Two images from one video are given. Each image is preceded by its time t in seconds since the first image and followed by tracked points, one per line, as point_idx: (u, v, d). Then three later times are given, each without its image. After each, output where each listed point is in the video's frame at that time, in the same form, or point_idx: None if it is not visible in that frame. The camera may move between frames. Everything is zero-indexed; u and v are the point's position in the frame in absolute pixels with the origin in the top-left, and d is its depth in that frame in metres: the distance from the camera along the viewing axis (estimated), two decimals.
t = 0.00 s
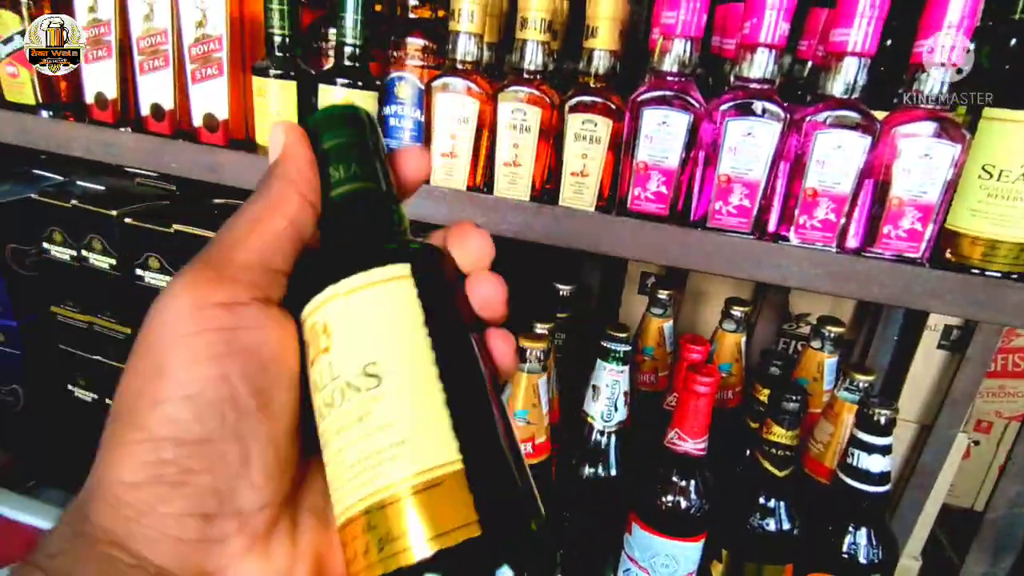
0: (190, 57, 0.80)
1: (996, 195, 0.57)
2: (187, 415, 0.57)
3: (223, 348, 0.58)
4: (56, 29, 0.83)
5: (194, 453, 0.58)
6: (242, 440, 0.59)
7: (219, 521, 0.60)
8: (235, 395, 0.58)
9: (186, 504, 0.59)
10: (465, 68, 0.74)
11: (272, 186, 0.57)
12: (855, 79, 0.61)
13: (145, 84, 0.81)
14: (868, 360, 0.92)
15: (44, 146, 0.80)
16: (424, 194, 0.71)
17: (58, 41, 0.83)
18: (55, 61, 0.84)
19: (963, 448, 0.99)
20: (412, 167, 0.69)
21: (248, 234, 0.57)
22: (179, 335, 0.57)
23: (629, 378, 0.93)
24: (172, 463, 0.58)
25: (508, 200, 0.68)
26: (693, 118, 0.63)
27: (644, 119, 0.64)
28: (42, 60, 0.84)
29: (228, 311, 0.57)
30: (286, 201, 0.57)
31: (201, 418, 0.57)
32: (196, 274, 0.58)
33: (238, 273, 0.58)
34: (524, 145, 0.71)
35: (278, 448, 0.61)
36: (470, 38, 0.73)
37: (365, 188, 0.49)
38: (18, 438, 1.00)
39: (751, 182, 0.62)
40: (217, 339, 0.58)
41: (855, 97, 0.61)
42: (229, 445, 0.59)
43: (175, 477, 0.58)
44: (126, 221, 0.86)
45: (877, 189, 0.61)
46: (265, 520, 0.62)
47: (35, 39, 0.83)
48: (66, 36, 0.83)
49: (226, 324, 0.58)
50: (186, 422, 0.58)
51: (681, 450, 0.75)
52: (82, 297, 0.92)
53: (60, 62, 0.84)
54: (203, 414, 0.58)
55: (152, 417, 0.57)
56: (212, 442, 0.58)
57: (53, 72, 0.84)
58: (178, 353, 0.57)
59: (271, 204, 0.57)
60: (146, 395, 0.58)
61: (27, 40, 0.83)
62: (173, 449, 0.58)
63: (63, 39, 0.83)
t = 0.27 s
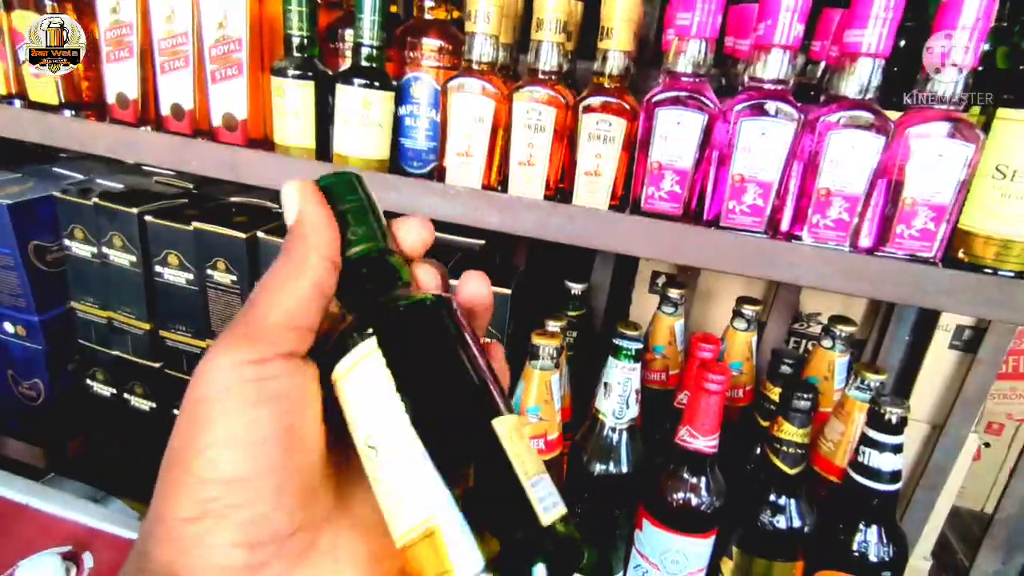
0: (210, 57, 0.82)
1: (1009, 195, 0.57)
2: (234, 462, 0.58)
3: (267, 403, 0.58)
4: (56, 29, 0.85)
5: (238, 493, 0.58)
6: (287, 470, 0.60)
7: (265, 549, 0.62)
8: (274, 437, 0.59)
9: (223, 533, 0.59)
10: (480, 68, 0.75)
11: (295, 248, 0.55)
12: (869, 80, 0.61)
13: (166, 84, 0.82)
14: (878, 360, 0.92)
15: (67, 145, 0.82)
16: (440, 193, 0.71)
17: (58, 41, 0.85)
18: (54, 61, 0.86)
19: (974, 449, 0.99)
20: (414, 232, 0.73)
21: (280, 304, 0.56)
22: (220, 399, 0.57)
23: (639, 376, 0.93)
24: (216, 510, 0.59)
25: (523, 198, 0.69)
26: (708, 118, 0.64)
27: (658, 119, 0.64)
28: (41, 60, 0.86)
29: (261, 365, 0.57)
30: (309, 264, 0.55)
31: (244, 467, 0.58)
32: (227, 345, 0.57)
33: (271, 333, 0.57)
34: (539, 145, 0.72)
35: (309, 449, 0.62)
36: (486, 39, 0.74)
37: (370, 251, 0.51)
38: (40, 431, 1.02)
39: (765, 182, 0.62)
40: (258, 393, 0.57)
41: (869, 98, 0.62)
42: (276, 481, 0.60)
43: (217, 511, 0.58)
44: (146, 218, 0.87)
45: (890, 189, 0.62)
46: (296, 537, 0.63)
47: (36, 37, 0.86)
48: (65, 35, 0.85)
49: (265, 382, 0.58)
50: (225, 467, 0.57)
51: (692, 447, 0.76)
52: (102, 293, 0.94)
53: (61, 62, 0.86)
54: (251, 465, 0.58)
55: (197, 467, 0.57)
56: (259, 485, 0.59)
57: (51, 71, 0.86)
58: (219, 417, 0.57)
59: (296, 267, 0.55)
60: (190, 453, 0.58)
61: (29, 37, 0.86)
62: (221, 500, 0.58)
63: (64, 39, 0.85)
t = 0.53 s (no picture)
0: (215, 54, 0.82)
1: (1016, 194, 0.57)
2: (186, 468, 0.64)
3: (213, 419, 0.65)
4: (56, 29, 0.85)
5: (185, 505, 0.64)
6: (230, 481, 0.65)
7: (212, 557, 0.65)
8: (219, 451, 0.65)
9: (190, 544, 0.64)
10: (483, 66, 0.75)
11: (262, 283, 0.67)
12: (875, 78, 0.61)
13: (170, 81, 0.82)
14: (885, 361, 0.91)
15: (73, 142, 0.82)
16: (443, 191, 0.71)
17: (58, 41, 0.85)
18: (55, 61, 0.86)
19: (982, 452, 0.98)
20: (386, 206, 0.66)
21: (238, 328, 0.68)
22: (169, 413, 0.65)
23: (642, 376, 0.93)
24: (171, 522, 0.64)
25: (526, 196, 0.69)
26: (712, 116, 0.64)
27: (662, 117, 0.64)
28: (41, 60, 0.86)
29: (205, 381, 0.66)
30: (270, 292, 0.67)
31: (190, 480, 0.64)
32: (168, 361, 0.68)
33: (217, 356, 0.67)
34: (542, 143, 0.72)
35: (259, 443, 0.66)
36: (490, 37, 0.74)
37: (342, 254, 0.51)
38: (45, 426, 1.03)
39: (769, 180, 0.62)
40: (204, 408, 0.65)
41: (875, 96, 0.61)
42: (218, 492, 0.65)
43: (169, 525, 0.64)
44: (150, 215, 0.87)
45: (896, 188, 0.61)
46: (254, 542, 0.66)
47: (35, 36, 0.86)
48: (65, 34, 0.85)
49: (209, 402, 0.65)
50: (179, 482, 0.64)
51: (694, 447, 0.76)
52: (106, 289, 0.94)
53: (60, 62, 0.86)
54: (196, 477, 0.64)
55: (150, 485, 0.64)
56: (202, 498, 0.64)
57: (52, 71, 0.86)
58: (172, 432, 0.64)
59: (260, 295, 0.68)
60: (149, 468, 0.65)
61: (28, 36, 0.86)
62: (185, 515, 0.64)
63: (63, 39, 0.85)
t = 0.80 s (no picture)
0: (226, 50, 0.83)
1: None
2: (214, 393, 0.69)
3: (239, 347, 0.69)
4: (57, 30, 0.87)
5: (214, 425, 0.69)
6: (254, 406, 0.70)
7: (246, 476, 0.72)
8: (244, 377, 0.70)
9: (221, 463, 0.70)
10: (493, 61, 0.75)
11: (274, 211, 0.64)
12: (888, 72, 0.60)
13: (182, 77, 0.83)
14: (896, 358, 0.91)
15: (87, 137, 0.83)
16: (454, 186, 0.71)
17: (59, 40, 0.87)
18: (55, 60, 0.87)
19: (993, 451, 0.97)
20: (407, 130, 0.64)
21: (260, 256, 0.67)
22: (195, 338, 0.68)
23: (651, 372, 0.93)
24: (200, 442, 0.69)
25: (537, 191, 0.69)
26: (723, 111, 0.63)
27: (673, 111, 0.64)
28: (41, 60, 0.88)
29: (228, 312, 0.68)
30: (288, 218, 0.64)
31: (217, 401, 0.69)
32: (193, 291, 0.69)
33: (240, 284, 0.68)
34: (552, 138, 0.72)
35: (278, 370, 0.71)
36: (500, 32, 0.74)
37: (357, 178, 0.49)
38: (58, 419, 1.04)
39: (780, 175, 0.62)
40: (228, 333, 0.69)
41: (887, 91, 0.61)
42: (244, 416, 0.70)
43: (198, 442, 0.69)
44: (162, 210, 0.88)
45: (908, 183, 0.61)
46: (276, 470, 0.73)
47: (35, 35, 0.87)
48: (66, 34, 0.87)
49: (231, 330, 0.69)
50: (205, 404, 0.68)
51: (703, 443, 0.76)
52: (119, 284, 0.95)
53: (61, 63, 0.87)
54: (221, 400, 0.69)
55: (177, 402, 0.68)
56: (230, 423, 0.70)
57: (53, 70, 0.88)
58: (198, 356, 0.68)
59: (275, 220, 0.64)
60: (177, 392, 0.69)
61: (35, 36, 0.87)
62: (215, 438, 0.69)
63: (63, 40, 0.87)
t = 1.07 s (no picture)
0: (243, 47, 0.83)
1: None
2: (237, 326, 0.71)
3: (257, 284, 0.72)
4: (56, 29, 0.89)
5: (238, 354, 0.71)
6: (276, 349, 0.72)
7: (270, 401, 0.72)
8: (264, 309, 0.72)
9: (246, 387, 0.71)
10: (507, 58, 0.75)
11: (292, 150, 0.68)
12: (904, 68, 0.60)
13: (199, 74, 0.84)
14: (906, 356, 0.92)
15: (106, 133, 0.84)
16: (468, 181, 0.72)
17: (59, 40, 0.89)
18: (55, 60, 0.90)
19: (1003, 451, 0.97)
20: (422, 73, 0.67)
21: (277, 196, 0.69)
22: (217, 273, 0.71)
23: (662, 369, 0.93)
24: (224, 372, 0.71)
25: (551, 187, 0.70)
26: (737, 107, 0.64)
27: (687, 108, 0.64)
28: (41, 59, 0.90)
29: (247, 249, 0.71)
30: (304, 162, 0.67)
31: (239, 331, 0.71)
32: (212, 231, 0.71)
33: (257, 222, 0.70)
34: (566, 134, 0.72)
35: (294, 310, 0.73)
36: (515, 30, 0.75)
37: (367, 120, 0.52)
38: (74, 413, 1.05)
39: (795, 171, 0.62)
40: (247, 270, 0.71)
41: (902, 87, 0.61)
42: (265, 345, 0.72)
43: (223, 369, 0.71)
44: (178, 206, 0.89)
45: (922, 179, 0.61)
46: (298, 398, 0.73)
47: (36, 36, 0.90)
48: (66, 33, 0.89)
49: (251, 266, 0.71)
50: (227, 335, 0.71)
51: (715, 438, 0.76)
52: (135, 279, 0.96)
53: (60, 62, 0.90)
54: (242, 329, 0.71)
55: (201, 332, 0.71)
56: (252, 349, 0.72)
57: (53, 70, 0.90)
58: (219, 291, 0.71)
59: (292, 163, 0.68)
60: (201, 325, 0.71)
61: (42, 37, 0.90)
62: (239, 368, 0.71)
63: (63, 39, 0.89)
